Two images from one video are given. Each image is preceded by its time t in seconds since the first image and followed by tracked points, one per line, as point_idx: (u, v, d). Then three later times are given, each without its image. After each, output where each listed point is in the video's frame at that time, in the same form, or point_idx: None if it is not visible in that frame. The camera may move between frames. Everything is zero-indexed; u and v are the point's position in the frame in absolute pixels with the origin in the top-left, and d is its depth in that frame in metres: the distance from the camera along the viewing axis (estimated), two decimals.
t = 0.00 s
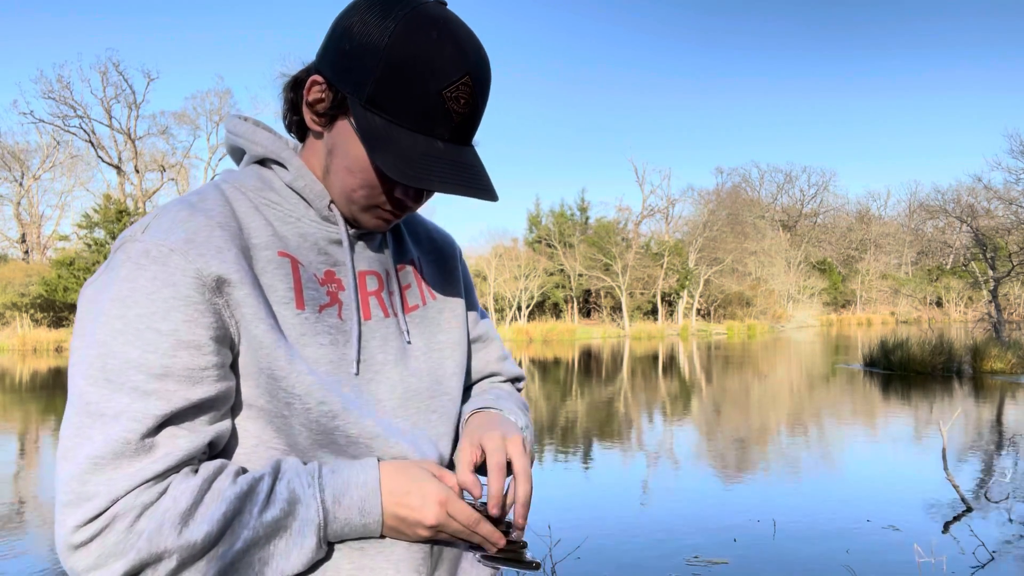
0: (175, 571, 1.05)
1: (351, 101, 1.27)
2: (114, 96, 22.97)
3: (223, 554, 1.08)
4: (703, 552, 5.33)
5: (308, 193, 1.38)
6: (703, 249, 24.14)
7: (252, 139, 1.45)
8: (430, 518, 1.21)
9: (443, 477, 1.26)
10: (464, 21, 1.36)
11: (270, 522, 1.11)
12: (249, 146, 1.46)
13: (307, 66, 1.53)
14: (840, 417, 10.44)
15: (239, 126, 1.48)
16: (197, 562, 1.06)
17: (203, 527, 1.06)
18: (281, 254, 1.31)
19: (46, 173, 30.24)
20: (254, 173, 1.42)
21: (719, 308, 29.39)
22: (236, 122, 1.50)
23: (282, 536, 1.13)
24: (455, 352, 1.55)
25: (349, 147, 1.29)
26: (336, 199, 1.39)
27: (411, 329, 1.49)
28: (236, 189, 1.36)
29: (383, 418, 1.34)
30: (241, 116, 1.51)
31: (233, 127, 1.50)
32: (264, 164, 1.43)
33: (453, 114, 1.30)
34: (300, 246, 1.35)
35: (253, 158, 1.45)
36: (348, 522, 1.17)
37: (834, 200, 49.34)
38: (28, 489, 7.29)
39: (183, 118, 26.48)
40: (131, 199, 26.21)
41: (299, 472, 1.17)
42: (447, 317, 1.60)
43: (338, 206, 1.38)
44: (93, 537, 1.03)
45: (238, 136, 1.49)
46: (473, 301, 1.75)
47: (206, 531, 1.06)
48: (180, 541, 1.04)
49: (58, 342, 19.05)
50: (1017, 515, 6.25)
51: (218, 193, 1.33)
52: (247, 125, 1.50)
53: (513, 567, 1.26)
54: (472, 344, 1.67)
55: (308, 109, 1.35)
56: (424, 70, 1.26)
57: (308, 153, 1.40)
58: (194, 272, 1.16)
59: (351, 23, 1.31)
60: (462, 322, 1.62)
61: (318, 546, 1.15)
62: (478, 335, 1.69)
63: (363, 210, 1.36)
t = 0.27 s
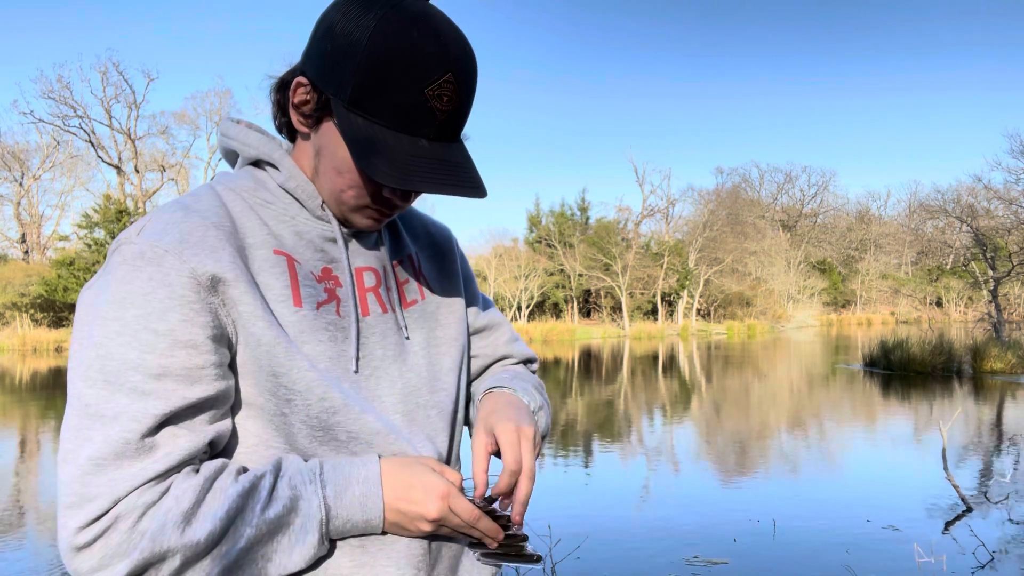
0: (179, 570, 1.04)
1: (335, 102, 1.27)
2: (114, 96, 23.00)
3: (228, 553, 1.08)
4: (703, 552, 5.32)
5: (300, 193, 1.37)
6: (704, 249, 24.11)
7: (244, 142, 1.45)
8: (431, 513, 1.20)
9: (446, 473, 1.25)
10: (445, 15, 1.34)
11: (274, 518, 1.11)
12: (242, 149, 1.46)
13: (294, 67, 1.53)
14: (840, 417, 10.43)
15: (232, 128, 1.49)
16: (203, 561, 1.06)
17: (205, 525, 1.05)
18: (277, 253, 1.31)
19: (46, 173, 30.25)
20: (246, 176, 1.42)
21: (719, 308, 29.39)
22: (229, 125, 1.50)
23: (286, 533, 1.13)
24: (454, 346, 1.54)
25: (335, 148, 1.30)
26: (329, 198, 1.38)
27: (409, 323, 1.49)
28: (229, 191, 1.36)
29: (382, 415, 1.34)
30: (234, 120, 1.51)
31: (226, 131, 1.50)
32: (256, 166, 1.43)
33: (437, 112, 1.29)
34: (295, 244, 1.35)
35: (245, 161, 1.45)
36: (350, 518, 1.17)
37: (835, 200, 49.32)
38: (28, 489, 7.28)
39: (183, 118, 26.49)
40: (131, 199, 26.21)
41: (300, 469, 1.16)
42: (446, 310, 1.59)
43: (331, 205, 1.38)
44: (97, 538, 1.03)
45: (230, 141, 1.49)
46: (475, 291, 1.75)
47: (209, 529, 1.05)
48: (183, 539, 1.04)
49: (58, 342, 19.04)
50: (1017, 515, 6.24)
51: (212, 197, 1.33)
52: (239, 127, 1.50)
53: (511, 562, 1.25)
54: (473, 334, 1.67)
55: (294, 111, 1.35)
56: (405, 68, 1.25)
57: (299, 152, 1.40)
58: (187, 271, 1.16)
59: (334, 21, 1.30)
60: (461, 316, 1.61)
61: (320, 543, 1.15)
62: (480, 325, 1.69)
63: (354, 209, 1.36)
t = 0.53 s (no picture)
0: (191, 567, 1.04)
1: (331, 110, 1.27)
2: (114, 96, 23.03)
3: (239, 548, 1.08)
4: (703, 552, 5.32)
5: (298, 196, 1.37)
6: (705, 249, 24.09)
7: (242, 144, 1.45)
8: (437, 508, 1.20)
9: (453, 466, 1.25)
10: (444, 22, 1.33)
11: (284, 512, 1.11)
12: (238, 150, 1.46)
13: (293, 68, 1.53)
14: (840, 417, 10.43)
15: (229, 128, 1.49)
16: (215, 557, 1.06)
17: (216, 521, 1.05)
18: (277, 254, 1.31)
19: (46, 173, 30.24)
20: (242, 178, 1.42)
21: (719, 308, 29.40)
22: (227, 127, 1.50)
23: (296, 527, 1.13)
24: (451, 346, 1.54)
25: (332, 153, 1.30)
26: (326, 202, 1.38)
27: (406, 324, 1.49)
28: (228, 192, 1.36)
29: (382, 414, 1.34)
30: (233, 120, 1.51)
31: (224, 133, 1.50)
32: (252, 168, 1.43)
33: (434, 120, 1.29)
34: (295, 246, 1.35)
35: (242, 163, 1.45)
36: (358, 510, 1.17)
37: (835, 201, 49.32)
38: (28, 489, 7.28)
39: (183, 118, 26.49)
40: (131, 199, 26.21)
41: (307, 463, 1.17)
42: (443, 308, 1.59)
43: (328, 209, 1.38)
44: (108, 537, 1.03)
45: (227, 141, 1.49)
46: (476, 281, 1.75)
47: (219, 525, 1.05)
48: (196, 535, 1.03)
49: (58, 342, 19.03)
50: (1017, 515, 6.24)
51: (211, 197, 1.33)
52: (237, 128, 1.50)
53: (510, 555, 1.25)
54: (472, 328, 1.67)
55: (292, 115, 1.35)
56: (403, 74, 1.25)
57: (297, 155, 1.40)
58: (191, 270, 1.16)
59: (333, 24, 1.30)
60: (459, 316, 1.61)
61: (328, 538, 1.15)
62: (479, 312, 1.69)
63: (350, 213, 1.36)
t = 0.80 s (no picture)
0: (197, 567, 1.04)
1: (333, 115, 1.27)
2: (114, 96, 23.05)
3: (243, 548, 1.08)
4: (702, 552, 5.32)
5: (298, 200, 1.37)
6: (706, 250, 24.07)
7: (242, 145, 1.45)
8: (441, 506, 1.20)
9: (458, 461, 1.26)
10: (450, 29, 1.34)
11: (289, 509, 1.11)
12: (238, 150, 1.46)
13: (293, 71, 1.53)
14: (840, 418, 10.44)
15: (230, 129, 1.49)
16: (221, 558, 1.06)
17: (222, 520, 1.05)
18: (276, 256, 1.31)
19: (46, 173, 30.23)
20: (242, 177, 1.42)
21: (719, 308, 29.40)
22: (227, 127, 1.50)
23: (300, 526, 1.13)
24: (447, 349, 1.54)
25: (333, 158, 1.30)
26: (326, 205, 1.38)
27: (402, 323, 1.48)
28: (228, 194, 1.36)
29: (379, 415, 1.34)
30: (232, 121, 1.51)
31: (224, 133, 1.50)
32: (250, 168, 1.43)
33: (436, 127, 1.29)
34: (295, 249, 1.34)
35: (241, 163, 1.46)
36: (361, 506, 1.17)
37: (834, 201, 49.32)
38: (28, 489, 7.28)
39: (182, 118, 26.48)
40: (130, 199, 26.21)
41: (310, 462, 1.17)
42: (442, 308, 1.59)
43: (328, 211, 1.38)
44: (114, 539, 1.02)
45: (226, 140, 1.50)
46: (473, 272, 1.74)
47: (226, 524, 1.06)
48: (203, 534, 1.03)
49: (59, 342, 19.02)
50: (1016, 515, 6.25)
51: (211, 199, 1.33)
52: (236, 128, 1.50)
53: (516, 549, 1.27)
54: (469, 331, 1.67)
55: (293, 118, 1.36)
56: (404, 80, 1.25)
57: (297, 158, 1.40)
58: (193, 270, 1.16)
59: (338, 29, 1.30)
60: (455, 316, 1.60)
61: (332, 535, 1.15)
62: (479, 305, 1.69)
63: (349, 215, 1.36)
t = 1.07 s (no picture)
0: (199, 567, 1.05)
1: (338, 116, 1.28)
2: (114, 96, 23.07)
3: (245, 549, 1.08)
4: (702, 552, 5.33)
5: (301, 199, 1.38)
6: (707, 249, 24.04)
7: (245, 144, 1.46)
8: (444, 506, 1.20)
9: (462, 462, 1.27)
10: (453, 28, 1.34)
11: (292, 509, 1.12)
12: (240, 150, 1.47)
13: (297, 71, 1.54)
14: (840, 418, 10.44)
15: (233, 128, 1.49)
16: (224, 559, 1.07)
17: (224, 519, 1.06)
18: (278, 257, 1.31)
19: (46, 173, 30.22)
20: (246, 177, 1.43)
21: (719, 309, 29.41)
22: (229, 126, 1.51)
23: (303, 525, 1.13)
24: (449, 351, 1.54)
25: (338, 158, 1.31)
26: (328, 206, 1.39)
27: (402, 323, 1.49)
28: (231, 193, 1.37)
29: (379, 414, 1.34)
30: (234, 120, 1.51)
31: (226, 132, 1.51)
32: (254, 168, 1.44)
33: (439, 128, 1.29)
34: (296, 249, 1.35)
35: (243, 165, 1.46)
36: (364, 507, 1.17)
37: (834, 202, 49.35)
38: (28, 489, 7.27)
39: (183, 118, 26.48)
40: (130, 199, 26.20)
41: (312, 463, 1.17)
42: (444, 308, 1.60)
43: (331, 212, 1.39)
44: (116, 538, 1.03)
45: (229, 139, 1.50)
46: (478, 274, 1.75)
47: (229, 522, 1.06)
48: (205, 534, 1.04)
49: (59, 342, 19.01)
50: (1016, 515, 6.25)
51: (214, 199, 1.34)
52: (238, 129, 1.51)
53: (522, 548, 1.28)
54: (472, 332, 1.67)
55: (298, 118, 1.36)
56: (409, 82, 1.26)
57: (301, 158, 1.41)
58: (194, 270, 1.17)
59: (342, 29, 1.30)
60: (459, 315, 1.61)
61: (335, 536, 1.16)
62: (483, 306, 1.70)
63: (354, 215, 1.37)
